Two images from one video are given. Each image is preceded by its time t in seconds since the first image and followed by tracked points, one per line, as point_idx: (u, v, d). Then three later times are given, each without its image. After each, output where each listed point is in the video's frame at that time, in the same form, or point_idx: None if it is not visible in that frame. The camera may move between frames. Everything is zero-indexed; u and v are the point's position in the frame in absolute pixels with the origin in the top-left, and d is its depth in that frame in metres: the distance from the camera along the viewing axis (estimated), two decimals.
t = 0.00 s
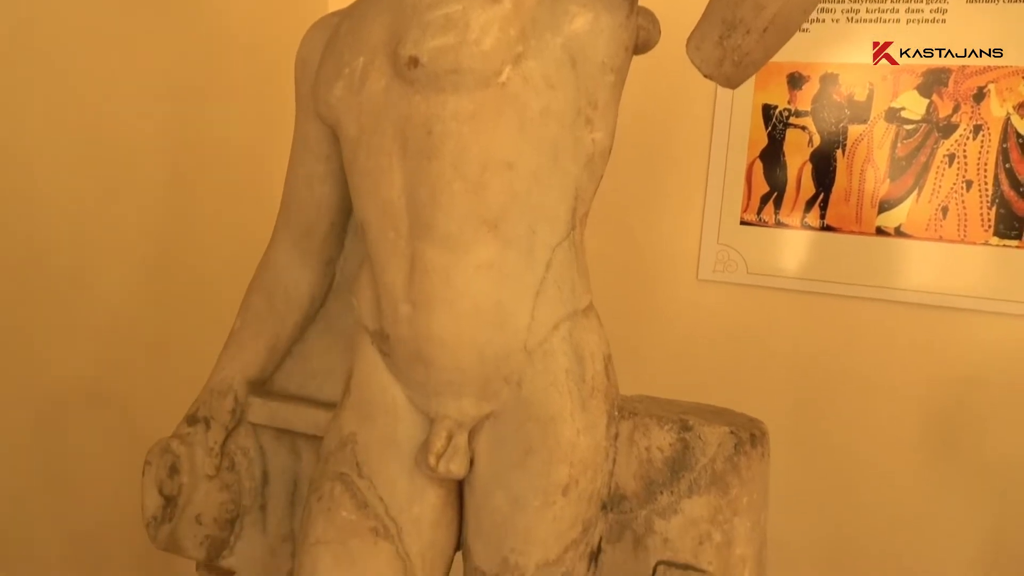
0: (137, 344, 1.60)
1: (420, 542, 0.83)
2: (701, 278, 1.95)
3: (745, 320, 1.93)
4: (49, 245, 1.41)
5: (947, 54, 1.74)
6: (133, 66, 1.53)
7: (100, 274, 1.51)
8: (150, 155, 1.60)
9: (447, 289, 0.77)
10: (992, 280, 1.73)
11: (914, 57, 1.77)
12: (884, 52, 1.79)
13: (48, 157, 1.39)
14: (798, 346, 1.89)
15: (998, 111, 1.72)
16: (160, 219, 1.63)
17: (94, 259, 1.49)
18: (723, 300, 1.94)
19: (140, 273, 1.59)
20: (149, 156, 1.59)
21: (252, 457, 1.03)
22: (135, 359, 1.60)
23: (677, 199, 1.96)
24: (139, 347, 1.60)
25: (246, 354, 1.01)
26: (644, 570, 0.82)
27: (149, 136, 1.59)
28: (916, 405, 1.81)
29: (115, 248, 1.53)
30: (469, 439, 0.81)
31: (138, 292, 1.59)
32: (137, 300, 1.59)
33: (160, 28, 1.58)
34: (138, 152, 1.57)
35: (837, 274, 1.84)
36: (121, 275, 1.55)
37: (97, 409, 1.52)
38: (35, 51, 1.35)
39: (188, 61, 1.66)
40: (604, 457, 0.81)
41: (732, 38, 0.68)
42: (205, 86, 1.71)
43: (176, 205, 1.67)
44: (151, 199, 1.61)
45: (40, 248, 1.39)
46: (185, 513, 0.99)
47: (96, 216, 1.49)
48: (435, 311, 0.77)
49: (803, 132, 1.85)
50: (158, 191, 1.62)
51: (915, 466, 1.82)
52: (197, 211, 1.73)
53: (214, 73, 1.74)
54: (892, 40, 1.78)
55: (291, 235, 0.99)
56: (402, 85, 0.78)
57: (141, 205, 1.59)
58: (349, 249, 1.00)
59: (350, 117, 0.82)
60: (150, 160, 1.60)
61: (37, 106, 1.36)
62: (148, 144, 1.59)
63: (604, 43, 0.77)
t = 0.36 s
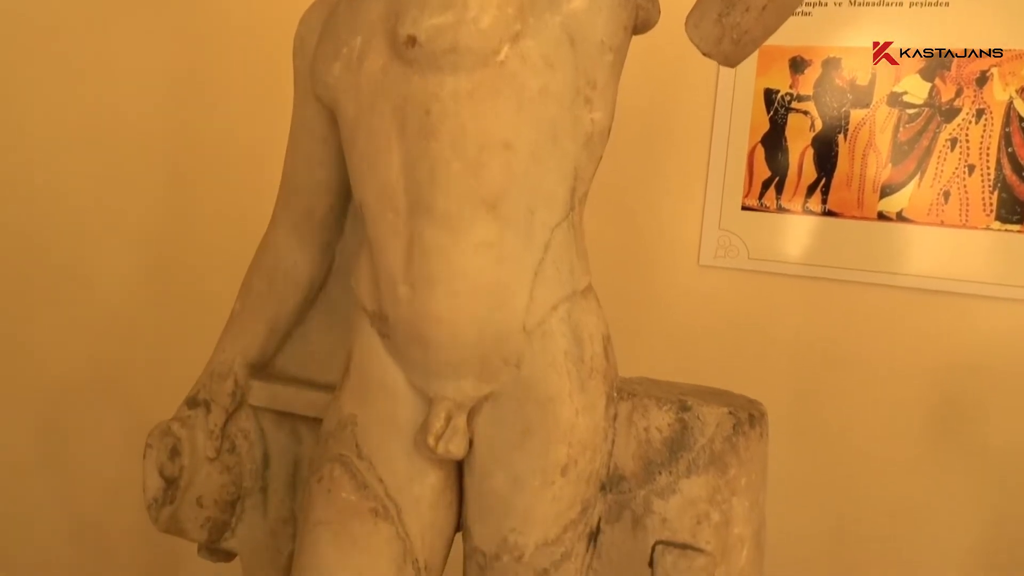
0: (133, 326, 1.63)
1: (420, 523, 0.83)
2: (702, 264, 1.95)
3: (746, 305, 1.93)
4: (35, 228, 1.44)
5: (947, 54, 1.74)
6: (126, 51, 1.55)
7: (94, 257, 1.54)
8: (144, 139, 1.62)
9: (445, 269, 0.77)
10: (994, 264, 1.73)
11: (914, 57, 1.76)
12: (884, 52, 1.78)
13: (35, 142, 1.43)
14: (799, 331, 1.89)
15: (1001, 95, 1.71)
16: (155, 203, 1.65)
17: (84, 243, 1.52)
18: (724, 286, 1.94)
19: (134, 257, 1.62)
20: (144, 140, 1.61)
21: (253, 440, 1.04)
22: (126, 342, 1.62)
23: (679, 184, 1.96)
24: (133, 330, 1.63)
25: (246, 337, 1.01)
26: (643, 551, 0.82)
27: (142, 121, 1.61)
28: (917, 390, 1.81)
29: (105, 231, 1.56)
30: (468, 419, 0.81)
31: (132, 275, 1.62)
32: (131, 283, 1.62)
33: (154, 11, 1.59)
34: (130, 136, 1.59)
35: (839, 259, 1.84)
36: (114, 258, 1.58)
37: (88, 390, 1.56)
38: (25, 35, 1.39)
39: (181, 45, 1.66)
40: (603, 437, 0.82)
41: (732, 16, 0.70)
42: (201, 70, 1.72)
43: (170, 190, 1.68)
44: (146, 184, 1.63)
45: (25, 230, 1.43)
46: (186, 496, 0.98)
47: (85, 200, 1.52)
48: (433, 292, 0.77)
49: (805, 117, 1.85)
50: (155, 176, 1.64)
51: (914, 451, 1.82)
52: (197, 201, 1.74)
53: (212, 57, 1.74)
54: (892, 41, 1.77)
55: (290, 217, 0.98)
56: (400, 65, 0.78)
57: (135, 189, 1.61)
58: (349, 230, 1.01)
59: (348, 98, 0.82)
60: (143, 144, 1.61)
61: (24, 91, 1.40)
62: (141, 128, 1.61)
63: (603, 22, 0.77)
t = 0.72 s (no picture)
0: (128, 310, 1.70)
1: (421, 503, 0.83)
2: (702, 250, 1.94)
3: (748, 291, 1.92)
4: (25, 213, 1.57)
5: (947, 54, 1.74)
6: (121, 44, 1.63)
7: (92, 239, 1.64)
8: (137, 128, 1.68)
9: (444, 249, 0.77)
10: (997, 250, 1.73)
11: (914, 57, 1.76)
12: (884, 52, 1.78)
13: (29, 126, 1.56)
14: (801, 316, 1.88)
15: (1005, 80, 1.71)
16: (153, 188, 1.70)
17: (77, 233, 1.63)
18: (726, 273, 1.93)
19: (129, 242, 1.68)
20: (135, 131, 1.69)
21: (253, 422, 1.04)
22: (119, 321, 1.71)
23: (681, 169, 1.94)
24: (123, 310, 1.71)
25: (246, 320, 1.00)
26: (643, 530, 0.82)
27: (139, 110, 1.68)
28: (919, 375, 1.81)
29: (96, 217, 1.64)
30: (469, 399, 0.81)
31: (128, 259, 1.69)
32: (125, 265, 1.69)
33: None
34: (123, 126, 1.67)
35: (841, 245, 1.83)
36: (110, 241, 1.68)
37: (82, 369, 1.66)
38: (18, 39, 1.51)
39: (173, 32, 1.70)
40: (603, 417, 0.82)
41: None
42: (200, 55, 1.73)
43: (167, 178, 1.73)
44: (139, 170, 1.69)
45: (22, 216, 1.57)
46: (187, 477, 0.98)
47: (82, 189, 1.63)
48: (432, 271, 0.77)
49: (807, 102, 1.84)
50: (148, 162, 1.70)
51: (914, 436, 1.82)
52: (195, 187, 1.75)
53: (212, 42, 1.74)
54: (892, 41, 1.77)
55: (289, 199, 0.98)
56: (399, 43, 0.77)
57: (128, 175, 1.68)
58: (349, 212, 1.01)
59: (347, 77, 0.82)
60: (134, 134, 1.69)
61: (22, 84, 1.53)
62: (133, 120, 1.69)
63: None
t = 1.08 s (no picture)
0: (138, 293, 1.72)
1: (422, 483, 0.83)
2: (704, 235, 1.93)
3: (750, 276, 1.91)
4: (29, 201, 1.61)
5: (947, 54, 1.74)
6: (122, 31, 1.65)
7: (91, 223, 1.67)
8: (136, 110, 1.69)
9: (446, 228, 0.76)
10: (999, 235, 1.73)
11: (913, 57, 1.76)
12: (884, 52, 1.78)
13: (27, 111, 1.60)
14: (802, 301, 1.88)
15: (1010, 63, 1.70)
16: (154, 175, 1.72)
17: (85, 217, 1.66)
18: (728, 258, 1.92)
19: (130, 223, 1.70)
20: (133, 110, 1.69)
21: (255, 404, 1.04)
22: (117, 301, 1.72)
23: (683, 153, 1.93)
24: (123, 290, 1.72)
25: (246, 301, 1.00)
26: (644, 510, 0.82)
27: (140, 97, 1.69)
28: (920, 359, 1.81)
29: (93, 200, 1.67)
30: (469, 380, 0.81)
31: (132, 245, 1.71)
32: (125, 247, 1.71)
33: None
34: (122, 106, 1.68)
35: (844, 229, 1.82)
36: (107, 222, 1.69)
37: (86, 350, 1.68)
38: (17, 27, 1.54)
39: (172, 13, 1.70)
40: (605, 398, 0.82)
41: None
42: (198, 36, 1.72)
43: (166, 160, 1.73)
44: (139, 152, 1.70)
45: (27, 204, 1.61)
46: (189, 459, 0.98)
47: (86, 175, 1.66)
48: (434, 251, 0.77)
49: (810, 86, 1.83)
50: (148, 144, 1.71)
51: (916, 421, 1.82)
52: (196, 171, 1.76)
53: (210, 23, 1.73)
54: (892, 40, 1.77)
55: (289, 181, 0.98)
56: (399, 21, 0.77)
57: (126, 158, 1.69)
58: (350, 194, 1.01)
59: (347, 56, 0.81)
60: (133, 113, 1.70)
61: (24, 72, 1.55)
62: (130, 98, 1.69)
63: None
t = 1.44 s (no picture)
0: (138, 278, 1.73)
1: (424, 464, 0.84)
2: (706, 219, 1.93)
3: (752, 260, 1.91)
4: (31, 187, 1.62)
5: (952, 36, 1.73)
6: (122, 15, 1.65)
7: (93, 209, 1.68)
8: (138, 92, 1.69)
9: (447, 208, 0.76)
10: (1003, 218, 1.72)
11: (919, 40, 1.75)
12: (884, 52, 1.77)
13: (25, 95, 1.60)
14: (806, 285, 1.88)
15: (1016, 45, 1.69)
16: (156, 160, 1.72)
17: (82, 205, 1.67)
18: (731, 242, 1.92)
19: (133, 209, 1.71)
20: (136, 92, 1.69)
21: (257, 385, 1.04)
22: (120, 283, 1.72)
23: (686, 136, 1.92)
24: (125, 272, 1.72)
25: (249, 283, 1.00)
26: (645, 490, 0.83)
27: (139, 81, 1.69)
28: (923, 344, 1.81)
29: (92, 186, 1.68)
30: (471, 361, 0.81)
31: (132, 228, 1.71)
32: (126, 232, 1.71)
33: None
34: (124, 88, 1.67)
35: (847, 213, 1.82)
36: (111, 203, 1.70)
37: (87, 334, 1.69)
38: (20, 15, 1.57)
39: None
40: (606, 378, 0.83)
41: None
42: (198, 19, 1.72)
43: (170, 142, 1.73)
44: (142, 134, 1.71)
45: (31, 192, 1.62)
46: (192, 439, 0.99)
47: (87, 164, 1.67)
48: (435, 230, 0.77)
49: (814, 69, 1.81)
50: (150, 127, 1.71)
51: (918, 404, 1.82)
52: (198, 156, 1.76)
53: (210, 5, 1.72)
54: (892, 40, 1.76)
55: (290, 162, 0.98)
56: None
57: (129, 140, 1.69)
58: (352, 176, 1.00)
59: (347, 36, 0.81)
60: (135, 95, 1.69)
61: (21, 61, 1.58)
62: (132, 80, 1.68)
63: None
